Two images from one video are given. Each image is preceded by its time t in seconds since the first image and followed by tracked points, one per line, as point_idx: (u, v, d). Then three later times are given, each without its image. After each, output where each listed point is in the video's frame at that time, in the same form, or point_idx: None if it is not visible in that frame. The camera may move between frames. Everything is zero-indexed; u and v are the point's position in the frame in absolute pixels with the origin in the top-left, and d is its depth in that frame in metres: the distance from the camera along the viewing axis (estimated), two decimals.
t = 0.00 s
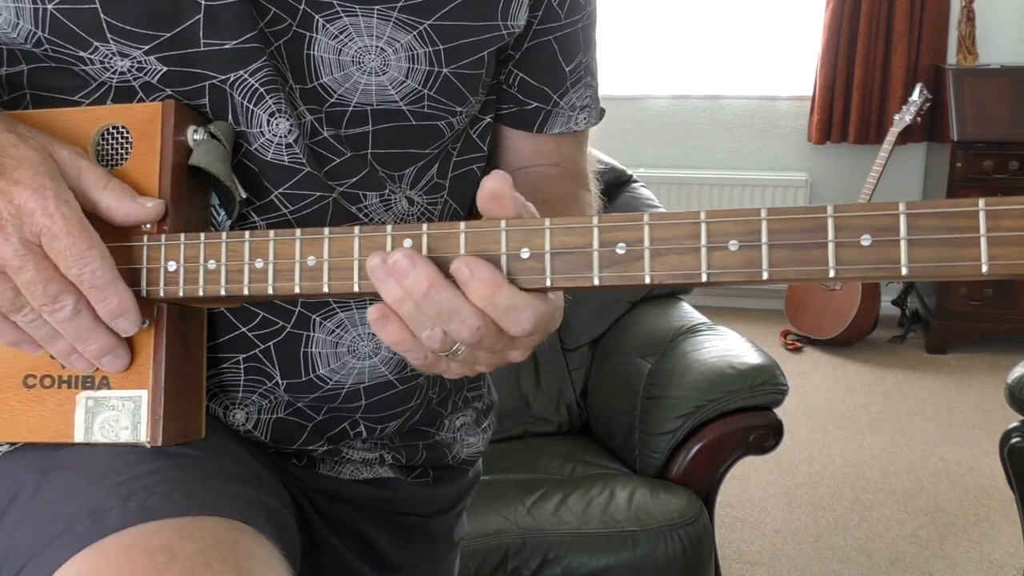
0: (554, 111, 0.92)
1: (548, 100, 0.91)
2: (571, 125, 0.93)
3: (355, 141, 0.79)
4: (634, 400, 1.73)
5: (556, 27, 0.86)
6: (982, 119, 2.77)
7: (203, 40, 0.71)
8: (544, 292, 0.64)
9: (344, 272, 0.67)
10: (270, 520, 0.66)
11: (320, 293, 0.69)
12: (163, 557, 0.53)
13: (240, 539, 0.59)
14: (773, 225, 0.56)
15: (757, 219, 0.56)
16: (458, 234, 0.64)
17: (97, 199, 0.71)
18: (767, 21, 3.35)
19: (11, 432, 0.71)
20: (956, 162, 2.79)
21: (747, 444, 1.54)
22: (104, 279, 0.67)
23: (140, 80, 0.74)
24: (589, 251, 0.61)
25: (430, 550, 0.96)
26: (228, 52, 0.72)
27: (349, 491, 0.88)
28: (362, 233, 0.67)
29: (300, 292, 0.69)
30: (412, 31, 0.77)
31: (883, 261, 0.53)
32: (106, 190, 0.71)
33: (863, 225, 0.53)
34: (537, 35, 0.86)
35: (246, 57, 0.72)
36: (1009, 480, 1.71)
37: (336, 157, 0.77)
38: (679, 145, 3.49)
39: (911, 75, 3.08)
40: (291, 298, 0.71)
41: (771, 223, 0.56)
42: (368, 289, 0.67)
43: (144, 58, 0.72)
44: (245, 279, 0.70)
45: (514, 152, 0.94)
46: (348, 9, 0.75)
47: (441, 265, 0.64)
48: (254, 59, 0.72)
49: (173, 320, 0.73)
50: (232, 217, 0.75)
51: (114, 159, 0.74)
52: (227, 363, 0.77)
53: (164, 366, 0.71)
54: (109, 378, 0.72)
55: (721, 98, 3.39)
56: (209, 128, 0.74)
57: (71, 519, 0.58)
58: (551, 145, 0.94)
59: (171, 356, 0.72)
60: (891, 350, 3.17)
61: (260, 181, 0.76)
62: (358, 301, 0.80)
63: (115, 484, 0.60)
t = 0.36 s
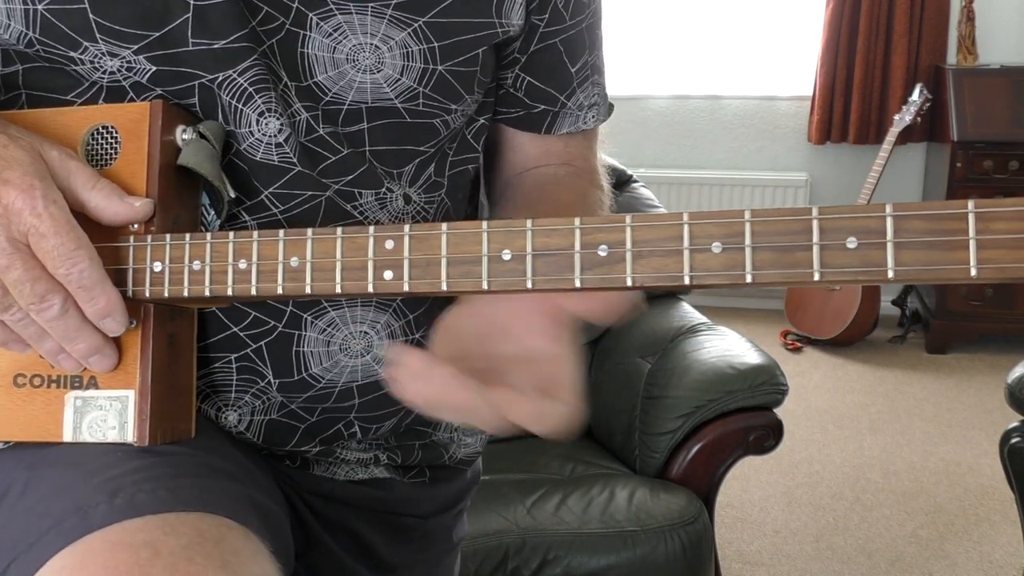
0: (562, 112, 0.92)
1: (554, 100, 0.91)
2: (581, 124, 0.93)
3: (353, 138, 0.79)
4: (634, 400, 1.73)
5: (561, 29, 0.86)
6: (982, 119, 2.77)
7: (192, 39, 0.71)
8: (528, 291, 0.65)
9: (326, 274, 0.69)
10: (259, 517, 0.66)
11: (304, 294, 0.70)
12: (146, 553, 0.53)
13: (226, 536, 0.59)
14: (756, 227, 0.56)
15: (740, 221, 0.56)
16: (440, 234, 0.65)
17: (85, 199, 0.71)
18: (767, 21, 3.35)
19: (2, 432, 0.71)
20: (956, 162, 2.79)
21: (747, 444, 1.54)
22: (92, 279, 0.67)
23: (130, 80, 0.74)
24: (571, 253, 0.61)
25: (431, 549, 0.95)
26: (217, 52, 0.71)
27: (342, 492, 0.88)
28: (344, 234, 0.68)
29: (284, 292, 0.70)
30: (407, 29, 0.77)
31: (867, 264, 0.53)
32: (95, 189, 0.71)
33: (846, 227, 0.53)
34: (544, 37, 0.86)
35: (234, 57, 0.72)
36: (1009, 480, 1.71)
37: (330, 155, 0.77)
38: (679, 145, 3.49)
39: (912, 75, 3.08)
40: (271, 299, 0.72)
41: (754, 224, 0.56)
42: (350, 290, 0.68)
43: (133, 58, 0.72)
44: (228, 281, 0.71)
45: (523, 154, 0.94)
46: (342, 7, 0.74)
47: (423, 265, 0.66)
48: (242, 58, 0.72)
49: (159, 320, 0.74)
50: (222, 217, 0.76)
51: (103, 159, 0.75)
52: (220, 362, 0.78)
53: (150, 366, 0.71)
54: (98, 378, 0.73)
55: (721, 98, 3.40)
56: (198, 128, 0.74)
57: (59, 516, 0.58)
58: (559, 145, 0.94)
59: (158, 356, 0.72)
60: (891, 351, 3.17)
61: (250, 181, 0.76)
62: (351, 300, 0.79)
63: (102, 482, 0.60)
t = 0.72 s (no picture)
0: (578, 108, 0.91)
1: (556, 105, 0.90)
2: (597, 117, 0.93)
3: (352, 137, 0.79)
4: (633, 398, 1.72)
5: (573, 28, 0.86)
6: (982, 120, 2.77)
7: (188, 40, 0.71)
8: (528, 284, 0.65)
9: (324, 270, 0.69)
10: (258, 516, 0.66)
11: (302, 290, 0.70)
12: (146, 554, 0.53)
13: (227, 537, 0.59)
14: (753, 216, 0.56)
15: (738, 211, 0.56)
16: (438, 229, 0.65)
17: (84, 200, 0.71)
18: (768, 21, 3.35)
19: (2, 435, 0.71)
20: (956, 162, 2.79)
21: (747, 444, 1.55)
22: (90, 279, 0.67)
23: (127, 82, 0.74)
24: (570, 245, 0.61)
25: (428, 551, 0.95)
26: (214, 52, 0.71)
27: (343, 492, 0.88)
28: (342, 230, 0.68)
29: (281, 288, 0.70)
30: (404, 27, 0.77)
31: (867, 253, 0.52)
32: (94, 191, 0.71)
33: (846, 215, 0.53)
34: (558, 37, 0.86)
35: (229, 58, 0.71)
36: (1009, 480, 1.71)
37: (329, 155, 0.76)
38: (679, 146, 3.49)
39: (912, 75, 3.08)
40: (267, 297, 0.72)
41: (751, 214, 0.56)
42: (349, 286, 0.68)
43: (130, 59, 0.72)
44: (226, 278, 0.71)
45: (545, 151, 0.93)
46: (340, 5, 0.74)
47: (422, 261, 0.66)
48: (237, 59, 0.71)
49: (159, 320, 0.74)
50: (217, 216, 0.76)
51: (101, 159, 0.75)
52: (220, 362, 0.77)
53: (150, 365, 0.71)
54: (97, 377, 0.73)
55: (721, 98, 3.40)
56: (195, 127, 0.73)
57: (58, 518, 0.58)
58: (577, 140, 0.94)
59: (157, 356, 0.72)
60: (891, 350, 3.17)
61: (249, 180, 0.76)
62: (350, 299, 0.79)
63: (101, 483, 0.60)
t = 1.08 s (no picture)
0: (560, 111, 0.90)
1: (549, 98, 0.89)
2: (582, 124, 0.91)
3: (352, 140, 0.79)
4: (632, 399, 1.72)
5: (555, 24, 0.86)
6: (982, 120, 2.77)
7: (195, 40, 0.71)
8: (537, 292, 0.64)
9: (334, 273, 0.69)
10: (262, 516, 0.66)
11: (312, 294, 0.70)
12: (150, 553, 0.53)
13: (230, 536, 0.59)
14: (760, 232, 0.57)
15: (746, 225, 0.57)
16: (449, 236, 0.65)
17: (83, 204, 0.72)
18: (768, 21, 3.35)
19: (6, 433, 0.72)
20: (956, 162, 2.79)
21: (748, 444, 1.55)
22: (87, 280, 0.68)
23: (133, 81, 0.74)
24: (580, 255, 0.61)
25: (430, 550, 0.95)
26: (219, 53, 0.72)
27: (344, 491, 0.88)
28: (353, 235, 0.68)
29: (291, 292, 0.70)
30: (406, 32, 0.77)
31: (868, 267, 0.54)
32: (93, 195, 0.72)
33: (849, 230, 0.54)
34: (536, 31, 0.85)
35: (234, 59, 0.72)
36: (1009, 480, 1.71)
37: (328, 157, 0.77)
38: (679, 145, 3.49)
39: (911, 75, 3.08)
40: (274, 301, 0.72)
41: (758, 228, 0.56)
42: (359, 292, 0.68)
43: (136, 59, 0.72)
44: (236, 279, 0.71)
45: (537, 156, 0.91)
46: (341, 10, 0.75)
47: (430, 267, 0.66)
48: (244, 60, 0.72)
49: (164, 320, 0.73)
50: (223, 217, 0.76)
51: (107, 160, 0.75)
52: (222, 362, 0.77)
53: (154, 363, 0.72)
54: (102, 377, 0.73)
55: (721, 98, 3.40)
56: (202, 128, 0.74)
57: (61, 516, 0.58)
58: (569, 146, 0.92)
59: (162, 355, 0.72)
60: (891, 350, 3.17)
61: (251, 181, 0.76)
62: (354, 301, 0.79)
63: (105, 482, 0.60)
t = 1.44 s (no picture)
0: (553, 111, 0.90)
1: (544, 96, 0.89)
2: (574, 126, 0.92)
3: (354, 142, 0.79)
4: (633, 399, 1.72)
5: (551, 20, 0.86)
6: (982, 120, 2.77)
7: (193, 41, 0.71)
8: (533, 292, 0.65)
9: (330, 273, 0.69)
10: (262, 516, 0.66)
11: (309, 295, 0.70)
12: (149, 552, 0.53)
13: (229, 536, 0.59)
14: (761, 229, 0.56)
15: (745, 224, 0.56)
16: (445, 237, 0.65)
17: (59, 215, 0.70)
18: (768, 21, 3.36)
19: (4, 434, 0.72)
20: (956, 161, 2.79)
21: (747, 444, 1.55)
22: (62, 295, 0.67)
23: (126, 82, 0.74)
24: (577, 255, 0.61)
25: (431, 551, 0.95)
26: (220, 55, 0.72)
27: (345, 493, 0.88)
28: (348, 236, 0.68)
29: (287, 293, 0.70)
30: (408, 34, 0.77)
31: (871, 265, 0.54)
32: (67, 205, 0.70)
33: (851, 229, 0.54)
34: (532, 27, 0.86)
35: (235, 62, 0.72)
36: (1009, 480, 1.71)
37: (329, 160, 0.77)
38: (678, 146, 3.49)
39: (911, 75, 3.09)
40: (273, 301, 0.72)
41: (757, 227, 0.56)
42: (355, 292, 0.68)
43: (130, 59, 0.72)
44: (232, 282, 0.71)
45: (533, 156, 0.91)
46: (342, 12, 0.75)
47: (427, 267, 0.66)
48: (244, 61, 0.72)
49: (162, 322, 0.73)
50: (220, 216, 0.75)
51: (101, 159, 0.75)
52: (223, 363, 0.77)
53: (153, 365, 0.72)
54: (101, 378, 0.73)
55: (721, 98, 3.40)
56: (196, 127, 0.74)
57: (61, 517, 0.58)
58: (564, 148, 0.93)
59: (161, 356, 0.72)
60: (891, 350, 3.18)
61: (252, 182, 0.76)
62: (355, 304, 0.79)
63: (104, 482, 0.60)
